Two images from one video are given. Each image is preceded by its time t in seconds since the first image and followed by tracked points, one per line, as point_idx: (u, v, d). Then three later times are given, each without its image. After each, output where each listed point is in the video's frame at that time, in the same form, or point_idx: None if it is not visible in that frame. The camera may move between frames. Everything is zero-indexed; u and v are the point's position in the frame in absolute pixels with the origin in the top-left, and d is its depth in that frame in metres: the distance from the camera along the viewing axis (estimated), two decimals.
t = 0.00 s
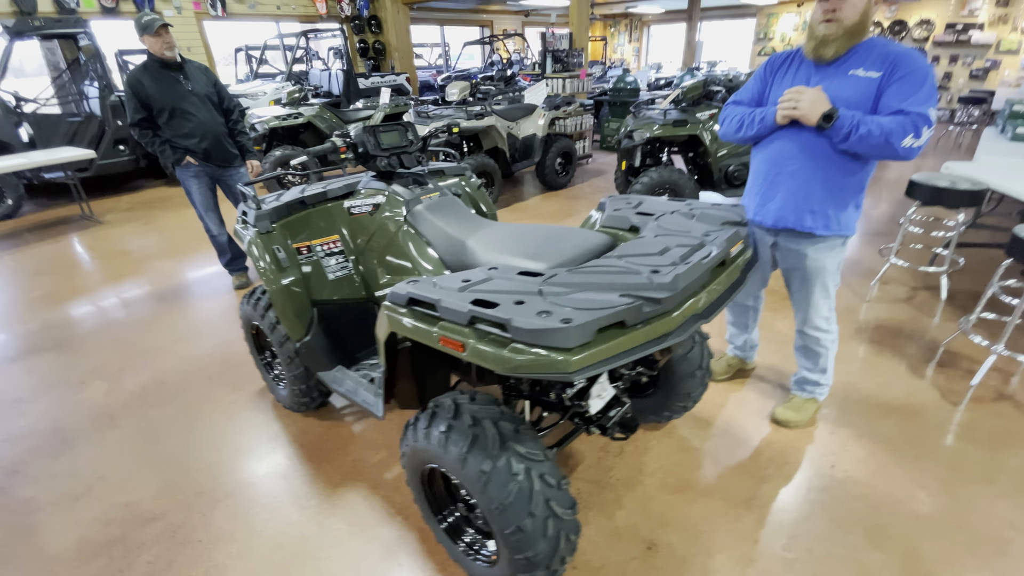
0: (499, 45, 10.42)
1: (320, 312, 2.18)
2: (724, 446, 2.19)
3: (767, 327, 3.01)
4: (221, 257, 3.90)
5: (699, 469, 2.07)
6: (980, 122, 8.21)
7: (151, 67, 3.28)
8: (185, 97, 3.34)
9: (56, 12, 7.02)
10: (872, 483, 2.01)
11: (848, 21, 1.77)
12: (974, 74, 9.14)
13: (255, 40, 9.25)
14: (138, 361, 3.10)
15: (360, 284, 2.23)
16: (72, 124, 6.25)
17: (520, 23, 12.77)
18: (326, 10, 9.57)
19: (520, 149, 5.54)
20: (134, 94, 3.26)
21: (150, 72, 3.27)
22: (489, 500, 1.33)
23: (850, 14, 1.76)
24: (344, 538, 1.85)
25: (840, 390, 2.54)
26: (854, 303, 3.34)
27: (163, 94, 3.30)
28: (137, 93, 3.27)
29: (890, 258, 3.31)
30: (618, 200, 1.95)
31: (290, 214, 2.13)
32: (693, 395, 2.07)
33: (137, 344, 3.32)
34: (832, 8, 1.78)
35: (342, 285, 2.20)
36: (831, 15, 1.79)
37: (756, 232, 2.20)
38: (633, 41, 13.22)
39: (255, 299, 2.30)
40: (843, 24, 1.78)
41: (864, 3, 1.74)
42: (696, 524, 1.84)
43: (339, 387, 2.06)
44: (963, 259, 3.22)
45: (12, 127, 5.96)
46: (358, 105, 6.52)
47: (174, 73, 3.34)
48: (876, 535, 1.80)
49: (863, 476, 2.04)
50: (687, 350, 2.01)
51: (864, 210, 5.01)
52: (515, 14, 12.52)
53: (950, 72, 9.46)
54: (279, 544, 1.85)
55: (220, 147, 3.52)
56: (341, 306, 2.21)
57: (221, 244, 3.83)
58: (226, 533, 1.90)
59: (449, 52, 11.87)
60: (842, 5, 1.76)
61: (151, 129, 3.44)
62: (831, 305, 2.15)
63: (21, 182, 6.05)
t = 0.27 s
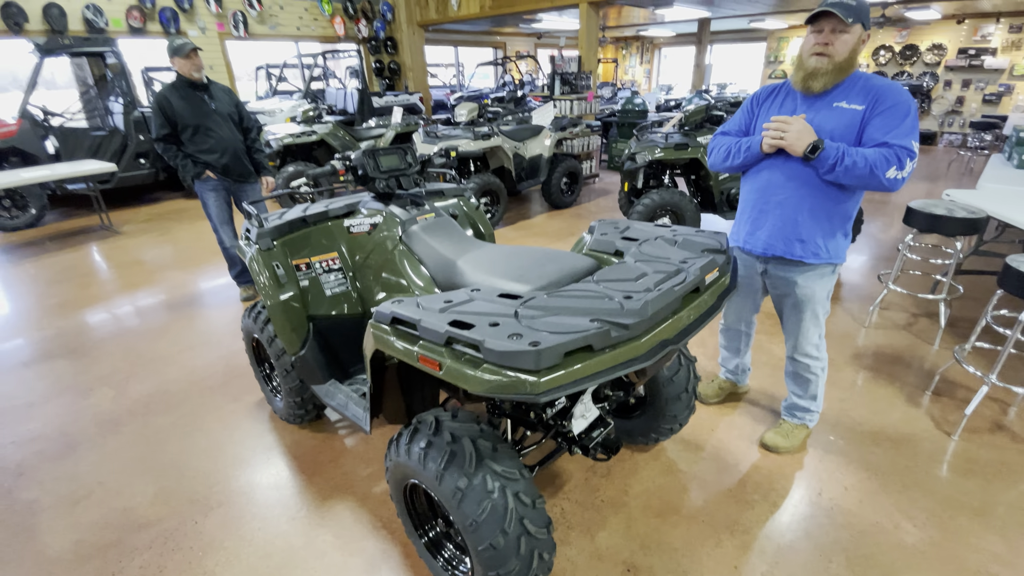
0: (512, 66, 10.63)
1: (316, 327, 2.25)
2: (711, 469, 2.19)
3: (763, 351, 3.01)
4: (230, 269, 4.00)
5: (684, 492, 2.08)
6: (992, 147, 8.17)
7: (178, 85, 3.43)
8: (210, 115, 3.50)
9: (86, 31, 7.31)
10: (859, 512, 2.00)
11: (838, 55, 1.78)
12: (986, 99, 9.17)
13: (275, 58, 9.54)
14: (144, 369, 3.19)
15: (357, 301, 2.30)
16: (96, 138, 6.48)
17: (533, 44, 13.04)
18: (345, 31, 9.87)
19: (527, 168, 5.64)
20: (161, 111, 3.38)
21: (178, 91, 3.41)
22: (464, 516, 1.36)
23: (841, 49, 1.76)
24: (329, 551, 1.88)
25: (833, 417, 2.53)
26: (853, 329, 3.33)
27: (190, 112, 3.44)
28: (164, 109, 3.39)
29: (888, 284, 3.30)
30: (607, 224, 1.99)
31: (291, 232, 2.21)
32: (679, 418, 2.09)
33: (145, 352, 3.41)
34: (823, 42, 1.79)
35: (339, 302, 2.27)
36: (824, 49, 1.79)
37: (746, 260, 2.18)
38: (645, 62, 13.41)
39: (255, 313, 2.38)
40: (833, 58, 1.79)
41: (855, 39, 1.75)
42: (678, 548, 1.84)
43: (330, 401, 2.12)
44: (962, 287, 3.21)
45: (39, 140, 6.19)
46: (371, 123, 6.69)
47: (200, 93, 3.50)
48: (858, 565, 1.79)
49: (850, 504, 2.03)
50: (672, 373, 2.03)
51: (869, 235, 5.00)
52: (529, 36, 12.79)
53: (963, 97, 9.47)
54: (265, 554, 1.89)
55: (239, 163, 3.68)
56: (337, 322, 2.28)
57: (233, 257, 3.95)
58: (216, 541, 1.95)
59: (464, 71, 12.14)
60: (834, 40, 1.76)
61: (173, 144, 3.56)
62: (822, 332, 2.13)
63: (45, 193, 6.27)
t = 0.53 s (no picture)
0: (523, 79, 10.77)
1: (315, 337, 2.30)
2: (702, 484, 2.20)
3: (761, 366, 3.02)
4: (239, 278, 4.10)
5: (674, 507, 2.09)
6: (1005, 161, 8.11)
7: (203, 98, 3.58)
8: (231, 127, 3.65)
9: (109, 45, 7.56)
10: (850, 531, 1.99)
11: (831, 78, 1.80)
12: (998, 113, 9.11)
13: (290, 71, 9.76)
14: (152, 375, 3.27)
15: (355, 312, 2.35)
16: (115, 149, 6.68)
17: (544, 58, 13.21)
18: (358, 45, 10.09)
19: (532, 181, 5.71)
20: (185, 121, 3.52)
21: (202, 103, 3.56)
22: (446, 526, 1.40)
23: (834, 73, 1.78)
24: (320, 557, 1.92)
25: (829, 434, 2.52)
26: (854, 345, 3.31)
27: (212, 123, 3.58)
28: (188, 119, 3.53)
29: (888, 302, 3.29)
30: (599, 240, 2.03)
31: (293, 243, 2.28)
32: (670, 432, 2.10)
33: (154, 358, 3.49)
34: (818, 65, 1.80)
35: (338, 312, 2.32)
36: (818, 71, 1.81)
37: (738, 276, 2.19)
38: (655, 76, 13.50)
39: (257, 322, 2.44)
40: (826, 81, 1.81)
41: (849, 64, 1.77)
42: (664, 562, 1.85)
43: (327, 411, 2.17)
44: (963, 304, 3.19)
45: (60, 150, 6.39)
46: (381, 135, 6.82)
47: (223, 106, 3.64)
48: None
49: (841, 522, 2.03)
50: (663, 386, 2.05)
51: (874, 250, 4.98)
52: (539, 49, 12.96)
53: (975, 111, 9.41)
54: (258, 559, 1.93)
55: (257, 173, 3.79)
56: (335, 332, 2.33)
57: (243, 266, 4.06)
58: (212, 545, 2.00)
59: (475, 84, 12.32)
60: (829, 63, 1.78)
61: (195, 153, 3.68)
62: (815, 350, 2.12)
63: (65, 201, 6.46)
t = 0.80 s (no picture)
0: (530, 87, 10.86)
1: (314, 340, 2.35)
2: (697, 490, 2.21)
3: (760, 374, 3.01)
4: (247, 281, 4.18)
5: (667, 513, 2.09)
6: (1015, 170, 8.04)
7: (222, 105, 3.71)
8: (248, 134, 3.78)
9: (125, 54, 7.73)
10: (843, 539, 1.99)
11: (825, 92, 1.81)
12: (1009, 121, 9.04)
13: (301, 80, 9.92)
14: (159, 377, 3.33)
15: (354, 316, 2.40)
16: (129, 155, 6.82)
17: (551, 67, 13.32)
18: (368, 54, 10.24)
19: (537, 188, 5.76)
20: (205, 127, 3.65)
21: (221, 109, 3.68)
22: (435, 526, 1.42)
23: (830, 87, 1.79)
24: (316, 557, 1.95)
25: (825, 442, 2.51)
26: (855, 353, 3.30)
27: (231, 130, 3.71)
28: (207, 125, 3.65)
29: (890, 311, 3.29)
30: (594, 247, 2.05)
31: (295, 249, 2.33)
32: (664, 437, 2.11)
33: (161, 360, 3.56)
34: (814, 78, 1.80)
35: (338, 317, 2.37)
36: (814, 84, 1.81)
37: (732, 284, 2.21)
38: (662, 83, 13.55)
39: (260, 325, 2.49)
40: (821, 94, 1.81)
41: (845, 79, 1.77)
42: (655, 567, 1.86)
43: (325, 412, 2.22)
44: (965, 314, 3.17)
45: (76, 156, 6.53)
46: (388, 143, 6.91)
47: (241, 114, 3.77)
48: None
49: (834, 531, 2.02)
50: (656, 392, 2.06)
51: (879, 259, 4.96)
52: (547, 58, 13.07)
53: (984, 119, 9.35)
54: (255, 558, 1.97)
55: (269, 178, 3.92)
56: (335, 336, 2.38)
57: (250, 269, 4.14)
58: (211, 543, 2.04)
59: (482, 92, 12.44)
60: (824, 77, 1.78)
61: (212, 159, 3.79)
62: (810, 358, 2.13)
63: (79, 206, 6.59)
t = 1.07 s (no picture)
0: (534, 91, 10.93)
1: (316, 340, 2.41)
2: (690, 489, 2.24)
3: (756, 375, 3.05)
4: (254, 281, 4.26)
5: (660, 510, 2.13)
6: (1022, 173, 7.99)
7: (236, 110, 3.80)
8: (261, 139, 3.87)
9: (136, 60, 7.87)
10: (833, 538, 2.02)
11: (817, 101, 1.84)
12: (1016, 124, 9.00)
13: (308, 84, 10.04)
14: (166, 375, 3.41)
15: (356, 316, 2.46)
16: (140, 159, 6.94)
17: (556, 70, 13.39)
18: (374, 59, 10.35)
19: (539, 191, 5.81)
20: (219, 131, 3.74)
21: (236, 115, 3.78)
22: (430, 518, 1.47)
23: (821, 97, 1.82)
24: (316, 550, 2.01)
25: (819, 443, 2.54)
26: (853, 356, 3.33)
27: (245, 134, 3.80)
28: (222, 129, 3.75)
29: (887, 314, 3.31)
30: (588, 249, 2.10)
31: (299, 251, 2.40)
32: (657, 436, 2.15)
33: (169, 360, 3.64)
34: (805, 88, 1.83)
35: (339, 317, 2.43)
36: (806, 93, 1.83)
37: (725, 287, 2.25)
38: (667, 87, 13.58)
39: (264, 325, 2.56)
40: (813, 103, 1.84)
41: (836, 89, 1.81)
42: (647, 563, 1.90)
43: (326, 410, 2.27)
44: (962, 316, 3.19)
45: (88, 160, 6.65)
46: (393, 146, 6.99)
47: (254, 119, 3.87)
48: None
49: (824, 530, 2.06)
50: (649, 391, 2.10)
51: (881, 262, 4.97)
52: (552, 62, 13.15)
53: (991, 122, 9.31)
54: (257, 550, 2.03)
55: (279, 181, 3.99)
56: (337, 336, 2.44)
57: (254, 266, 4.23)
58: (216, 536, 2.10)
59: (488, 96, 12.53)
60: (817, 87, 1.81)
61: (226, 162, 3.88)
62: (801, 358, 2.16)
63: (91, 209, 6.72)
